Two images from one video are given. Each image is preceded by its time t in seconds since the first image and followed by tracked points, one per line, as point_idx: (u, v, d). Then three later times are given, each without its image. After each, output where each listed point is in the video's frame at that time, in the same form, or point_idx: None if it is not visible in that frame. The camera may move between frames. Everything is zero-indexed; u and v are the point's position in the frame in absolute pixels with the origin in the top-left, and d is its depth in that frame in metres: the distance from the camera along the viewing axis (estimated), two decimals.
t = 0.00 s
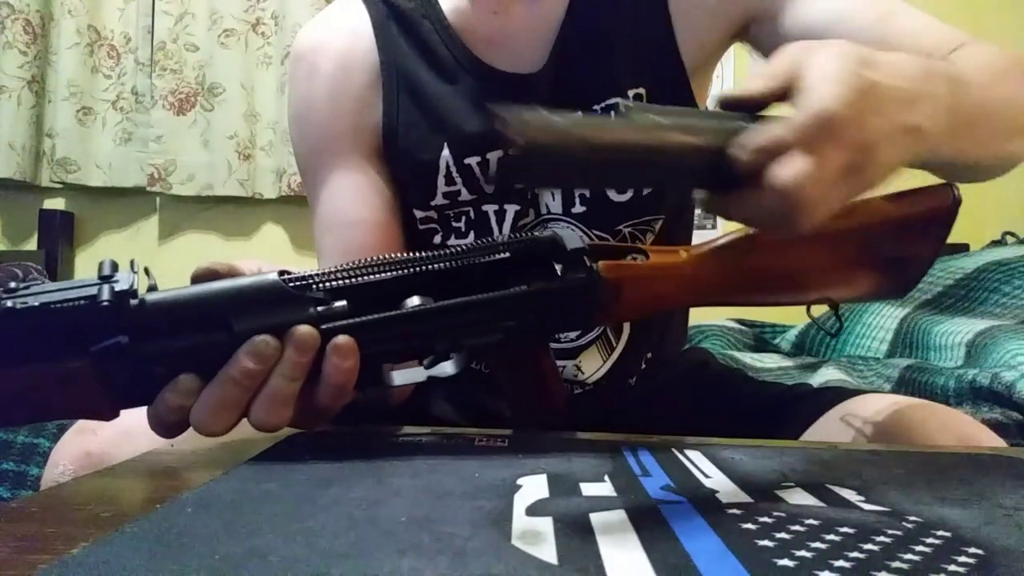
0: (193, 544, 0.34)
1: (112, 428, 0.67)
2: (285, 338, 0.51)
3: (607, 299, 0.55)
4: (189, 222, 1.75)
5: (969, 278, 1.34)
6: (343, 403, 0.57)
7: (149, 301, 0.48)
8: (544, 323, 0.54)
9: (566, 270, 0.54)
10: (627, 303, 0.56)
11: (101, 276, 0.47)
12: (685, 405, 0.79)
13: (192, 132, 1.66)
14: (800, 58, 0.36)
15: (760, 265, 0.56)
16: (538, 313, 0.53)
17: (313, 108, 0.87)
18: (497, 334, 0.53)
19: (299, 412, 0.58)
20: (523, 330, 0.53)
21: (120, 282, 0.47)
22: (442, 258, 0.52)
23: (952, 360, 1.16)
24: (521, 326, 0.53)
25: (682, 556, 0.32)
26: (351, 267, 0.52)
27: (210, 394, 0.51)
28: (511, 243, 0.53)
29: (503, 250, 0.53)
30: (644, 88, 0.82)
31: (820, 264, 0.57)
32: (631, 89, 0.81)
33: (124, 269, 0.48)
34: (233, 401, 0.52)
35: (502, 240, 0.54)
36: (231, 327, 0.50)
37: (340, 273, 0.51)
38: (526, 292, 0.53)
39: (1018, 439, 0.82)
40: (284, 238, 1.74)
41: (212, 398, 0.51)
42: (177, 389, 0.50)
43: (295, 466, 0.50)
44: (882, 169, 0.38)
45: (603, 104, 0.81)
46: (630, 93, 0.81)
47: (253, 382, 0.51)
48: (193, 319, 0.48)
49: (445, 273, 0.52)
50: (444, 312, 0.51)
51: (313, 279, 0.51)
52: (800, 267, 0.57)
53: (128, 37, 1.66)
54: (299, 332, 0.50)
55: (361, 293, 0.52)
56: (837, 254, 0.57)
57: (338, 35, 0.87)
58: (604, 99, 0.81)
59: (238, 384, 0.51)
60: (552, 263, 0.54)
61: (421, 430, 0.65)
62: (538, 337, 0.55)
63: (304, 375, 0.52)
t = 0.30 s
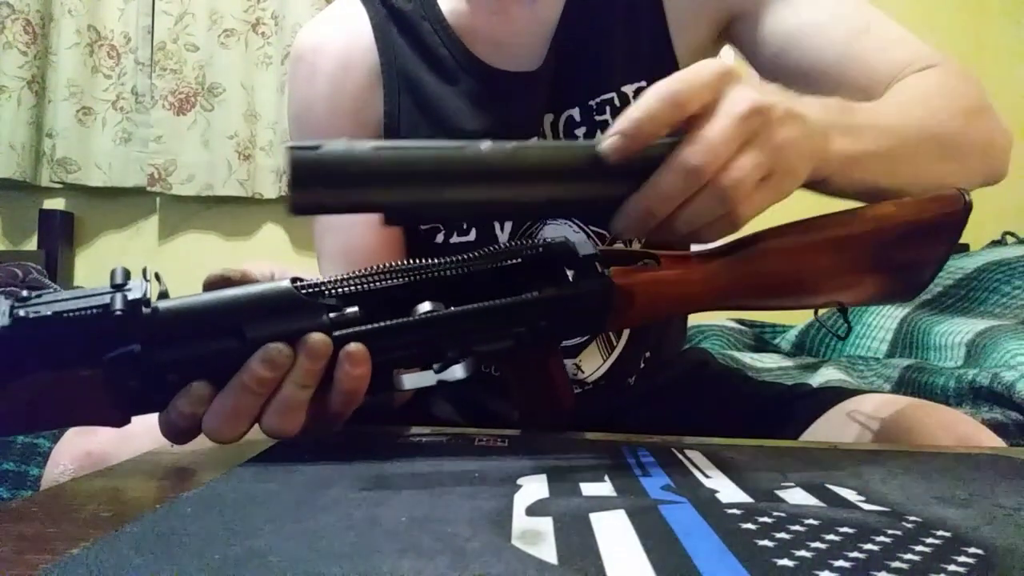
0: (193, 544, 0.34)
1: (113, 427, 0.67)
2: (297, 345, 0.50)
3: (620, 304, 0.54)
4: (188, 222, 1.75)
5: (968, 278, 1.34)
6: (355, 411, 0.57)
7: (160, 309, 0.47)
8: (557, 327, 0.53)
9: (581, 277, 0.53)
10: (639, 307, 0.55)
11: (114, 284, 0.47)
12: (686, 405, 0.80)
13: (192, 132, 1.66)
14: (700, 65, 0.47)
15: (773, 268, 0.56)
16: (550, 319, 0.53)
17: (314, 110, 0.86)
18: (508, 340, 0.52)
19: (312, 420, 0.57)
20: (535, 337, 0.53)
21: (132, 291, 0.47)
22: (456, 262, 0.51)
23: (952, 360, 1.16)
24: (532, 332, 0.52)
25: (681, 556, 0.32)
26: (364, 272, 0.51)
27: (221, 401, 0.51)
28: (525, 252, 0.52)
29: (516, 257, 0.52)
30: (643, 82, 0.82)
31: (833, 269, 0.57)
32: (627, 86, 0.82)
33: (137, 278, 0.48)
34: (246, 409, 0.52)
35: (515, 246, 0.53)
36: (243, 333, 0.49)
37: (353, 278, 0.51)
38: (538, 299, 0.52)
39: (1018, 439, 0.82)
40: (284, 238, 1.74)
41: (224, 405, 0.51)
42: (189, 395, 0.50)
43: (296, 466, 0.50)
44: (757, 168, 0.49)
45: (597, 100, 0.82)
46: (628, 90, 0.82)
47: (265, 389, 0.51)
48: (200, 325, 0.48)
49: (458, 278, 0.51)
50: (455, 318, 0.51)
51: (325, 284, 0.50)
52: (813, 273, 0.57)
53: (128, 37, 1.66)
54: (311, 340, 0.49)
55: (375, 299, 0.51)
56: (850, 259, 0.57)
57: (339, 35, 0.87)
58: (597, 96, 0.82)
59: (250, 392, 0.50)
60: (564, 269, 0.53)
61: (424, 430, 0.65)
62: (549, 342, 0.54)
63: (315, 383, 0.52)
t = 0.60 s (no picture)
0: (193, 544, 0.34)
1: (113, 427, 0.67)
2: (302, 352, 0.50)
3: (625, 306, 0.53)
4: (188, 222, 1.75)
5: (969, 278, 1.34)
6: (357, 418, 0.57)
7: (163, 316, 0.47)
8: (562, 329, 0.52)
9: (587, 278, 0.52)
10: (643, 309, 0.54)
11: (117, 293, 0.46)
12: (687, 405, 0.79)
13: (192, 132, 1.66)
14: (615, 105, 0.51)
15: (778, 269, 0.56)
16: (554, 322, 0.52)
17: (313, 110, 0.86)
18: (512, 343, 0.52)
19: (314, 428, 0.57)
20: (539, 340, 0.52)
21: (136, 300, 0.46)
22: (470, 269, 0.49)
23: (952, 360, 1.16)
24: (536, 335, 0.52)
25: (681, 556, 0.32)
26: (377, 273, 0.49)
27: (226, 409, 0.51)
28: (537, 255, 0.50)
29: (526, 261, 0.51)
30: (640, 78, 0.82)
31: (837, 267, 0.56)
32: (622, 82, 0.82)
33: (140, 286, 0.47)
34: (250, 417, 0.52)
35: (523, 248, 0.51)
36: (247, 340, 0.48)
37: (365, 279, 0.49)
38: (545, 302, 0.51)
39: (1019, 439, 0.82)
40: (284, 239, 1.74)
41: (229, 414, 0.51)
42: (195, 403, 0.51)
43: (295, 467, 0.49)
44: (690, 192, 0.50)
45: (594, 96, 0.82)
46: (622, 86, 0.82)
47: (270, 396, 0.51)
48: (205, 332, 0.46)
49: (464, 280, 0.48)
50: (459, 322, 0.50)
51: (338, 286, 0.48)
52: (818, 271, 0.56)
53: (128, 37, 1.66)
54: (315, 348, 0.49)
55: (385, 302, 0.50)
56: (855, 258, 0.56)
57: (340, 35, 0.87)
58: (594, 92, 0.82)
59: (255, 400, 0.50)
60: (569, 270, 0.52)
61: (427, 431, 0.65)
62: (553, 344, 0.53)
63: (319, 391, 0.52)
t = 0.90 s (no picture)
0: (193, 544, 0.34)
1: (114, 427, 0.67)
2: (309, 356, 0.50)
3: (627, 307, 0.53)
4: (188, 223, 1.75)
5: (969, 278, 1.34)
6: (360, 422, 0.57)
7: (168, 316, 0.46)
8: (567, 333, 0.53)
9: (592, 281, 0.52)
10: (645, 312, 0.54)
11: (123, 297, 0.46)
12: (687, 405, 0.79)
13: (192, 132, 1.65)
14: (573, 126, 0.51)
15: (781, 270, 0.56)
16: (559, 324, 0.52)
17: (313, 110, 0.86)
18: (516, 346, 0.52)
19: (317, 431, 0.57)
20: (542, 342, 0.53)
21: (143, 304, 0.46)
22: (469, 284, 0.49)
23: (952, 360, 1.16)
24: (541, 338, 0.52)
25: (681, 556, 0.32)
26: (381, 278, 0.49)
27: (233, 413, 0.51)
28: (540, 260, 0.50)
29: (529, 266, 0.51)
30: (637, 78, 0.82)
31: (842, 269, 0.56)
32: (619, 81, 0.82)
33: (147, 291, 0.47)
34: (257, 421, 0.52)
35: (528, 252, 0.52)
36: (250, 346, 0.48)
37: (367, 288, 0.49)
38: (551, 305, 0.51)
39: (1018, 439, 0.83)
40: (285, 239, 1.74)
41: (235, 418, 0.51)
42: (201, 408, 0.51)
43: (296, 467, 0.50)
44: (647, 217, 0.50)
45: (591, 96, 0.82)
46: (619, 85, 0.82)
47: (277, 400, 0.51)
48: (211, 347, 0.47)
49: (469, 292, 0.48)
50: (465, 324, 0.50)
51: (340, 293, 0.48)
52: (823, 273, 0.56)
53: (128, 37, 1.66)
54: (323, 352, 0.50)
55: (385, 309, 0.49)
56: (860, 259, 0.56)
57: (340, 35, 0.87)
58: (591, 91, 0.82)
59: (261, 404, 0.50)
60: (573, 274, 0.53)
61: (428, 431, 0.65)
62: (556, 347, 0.53)
63: (325, 394, 0.52)
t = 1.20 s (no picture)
0: (193, 544, 0.34)
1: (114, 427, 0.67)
2: (308, 358, 0.50)
3: (627, 307, 0.53)
4: (189, 222, 1.75)
5: (968, 278, 1.34)
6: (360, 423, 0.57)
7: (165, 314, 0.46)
8: (567, 333, 0.53)
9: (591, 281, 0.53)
10: (644, 313, 0.54)
11: (122, 301, 0.46)
12: (686, 406, 0.79)
13: (192, 132, 1.65)
14: (559, 132, 0.51)
15: (780, 271, 0.56)
16: (560, 324, 0.52)
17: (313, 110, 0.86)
18: (517, 346, 0.52)
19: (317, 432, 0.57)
20: (542, 342, 0.53)
21: (141, 307, 0.46)
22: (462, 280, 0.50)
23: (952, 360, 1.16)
24: (542, 339, 0.52)
25: (681, 556, 0.32)
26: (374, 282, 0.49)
27: (233, 414, 0.51)
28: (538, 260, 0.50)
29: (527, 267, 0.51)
30: (636, 78, 0.82)
31: (841, 270, 0.56)
32: (619, 81, 0.82)
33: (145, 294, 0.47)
34: (257, 423, 0.52)
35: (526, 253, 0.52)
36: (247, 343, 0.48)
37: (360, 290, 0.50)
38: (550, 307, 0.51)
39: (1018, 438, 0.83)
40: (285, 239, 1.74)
41: (235, 419, 0.52)
42: (202, 409, 0.51)
43: (296, 467, 0.50)
44: (632, 225, 0.50)
45: (590, 96, 0.82)
46: (618, 85, 0.82)
47: (276, 402, 0.51)
48: (208, 349, 0.47)
49: (470, 292, 0.49)
50: (465, 325, 0.50)
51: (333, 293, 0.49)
52: (822, 273, 0.56)
53: (128, 37, 1.66)
54: (323, 354, 0.49)
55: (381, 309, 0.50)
56: (859, 260, 0.56)
57: (340, 35, 0.87)
58: (590, 91, 0.82)
59: (261, 406, 0.51)
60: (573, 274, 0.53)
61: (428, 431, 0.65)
62: (557, 348, 0.54)
63: (324, 397, 0.52)
